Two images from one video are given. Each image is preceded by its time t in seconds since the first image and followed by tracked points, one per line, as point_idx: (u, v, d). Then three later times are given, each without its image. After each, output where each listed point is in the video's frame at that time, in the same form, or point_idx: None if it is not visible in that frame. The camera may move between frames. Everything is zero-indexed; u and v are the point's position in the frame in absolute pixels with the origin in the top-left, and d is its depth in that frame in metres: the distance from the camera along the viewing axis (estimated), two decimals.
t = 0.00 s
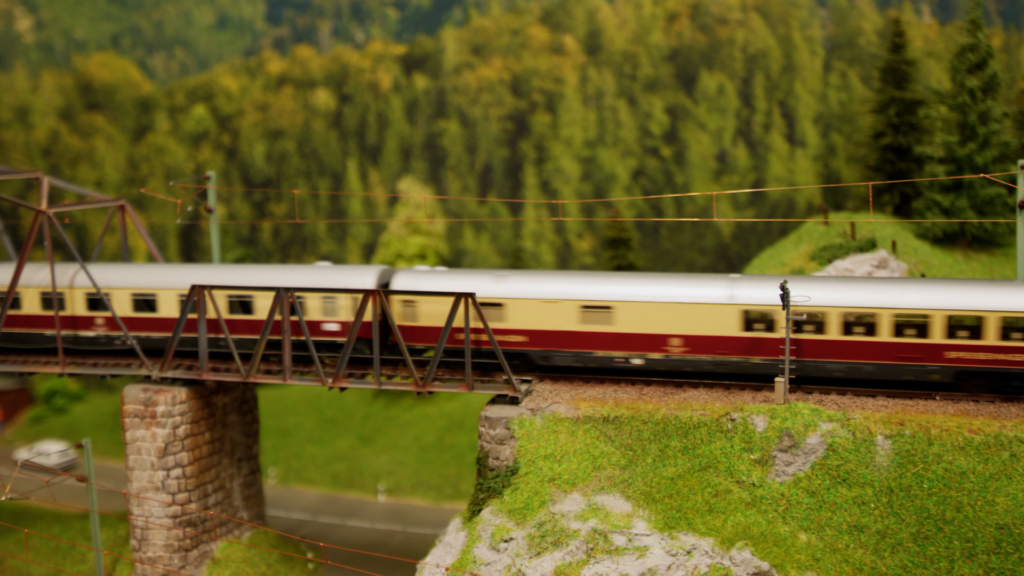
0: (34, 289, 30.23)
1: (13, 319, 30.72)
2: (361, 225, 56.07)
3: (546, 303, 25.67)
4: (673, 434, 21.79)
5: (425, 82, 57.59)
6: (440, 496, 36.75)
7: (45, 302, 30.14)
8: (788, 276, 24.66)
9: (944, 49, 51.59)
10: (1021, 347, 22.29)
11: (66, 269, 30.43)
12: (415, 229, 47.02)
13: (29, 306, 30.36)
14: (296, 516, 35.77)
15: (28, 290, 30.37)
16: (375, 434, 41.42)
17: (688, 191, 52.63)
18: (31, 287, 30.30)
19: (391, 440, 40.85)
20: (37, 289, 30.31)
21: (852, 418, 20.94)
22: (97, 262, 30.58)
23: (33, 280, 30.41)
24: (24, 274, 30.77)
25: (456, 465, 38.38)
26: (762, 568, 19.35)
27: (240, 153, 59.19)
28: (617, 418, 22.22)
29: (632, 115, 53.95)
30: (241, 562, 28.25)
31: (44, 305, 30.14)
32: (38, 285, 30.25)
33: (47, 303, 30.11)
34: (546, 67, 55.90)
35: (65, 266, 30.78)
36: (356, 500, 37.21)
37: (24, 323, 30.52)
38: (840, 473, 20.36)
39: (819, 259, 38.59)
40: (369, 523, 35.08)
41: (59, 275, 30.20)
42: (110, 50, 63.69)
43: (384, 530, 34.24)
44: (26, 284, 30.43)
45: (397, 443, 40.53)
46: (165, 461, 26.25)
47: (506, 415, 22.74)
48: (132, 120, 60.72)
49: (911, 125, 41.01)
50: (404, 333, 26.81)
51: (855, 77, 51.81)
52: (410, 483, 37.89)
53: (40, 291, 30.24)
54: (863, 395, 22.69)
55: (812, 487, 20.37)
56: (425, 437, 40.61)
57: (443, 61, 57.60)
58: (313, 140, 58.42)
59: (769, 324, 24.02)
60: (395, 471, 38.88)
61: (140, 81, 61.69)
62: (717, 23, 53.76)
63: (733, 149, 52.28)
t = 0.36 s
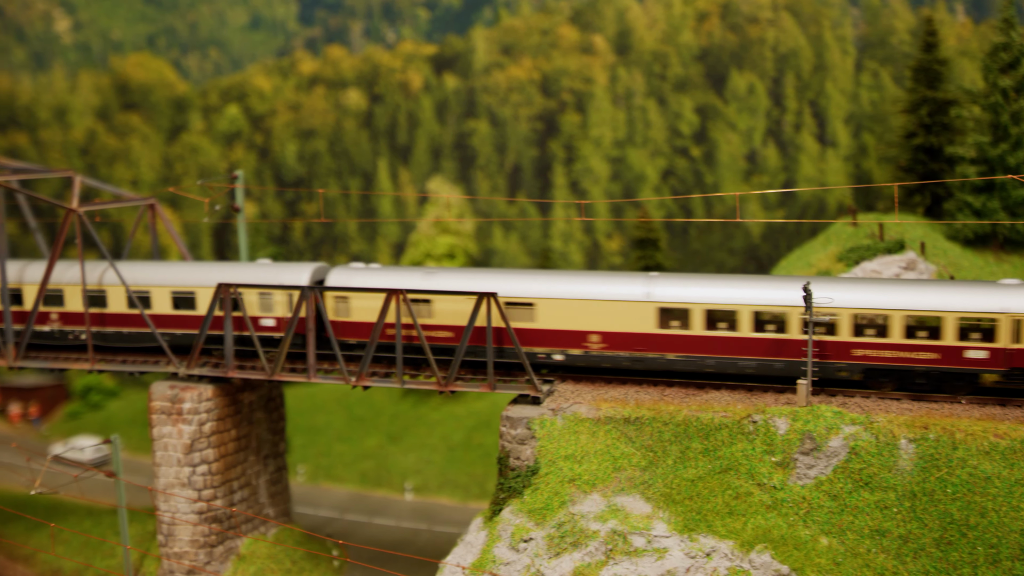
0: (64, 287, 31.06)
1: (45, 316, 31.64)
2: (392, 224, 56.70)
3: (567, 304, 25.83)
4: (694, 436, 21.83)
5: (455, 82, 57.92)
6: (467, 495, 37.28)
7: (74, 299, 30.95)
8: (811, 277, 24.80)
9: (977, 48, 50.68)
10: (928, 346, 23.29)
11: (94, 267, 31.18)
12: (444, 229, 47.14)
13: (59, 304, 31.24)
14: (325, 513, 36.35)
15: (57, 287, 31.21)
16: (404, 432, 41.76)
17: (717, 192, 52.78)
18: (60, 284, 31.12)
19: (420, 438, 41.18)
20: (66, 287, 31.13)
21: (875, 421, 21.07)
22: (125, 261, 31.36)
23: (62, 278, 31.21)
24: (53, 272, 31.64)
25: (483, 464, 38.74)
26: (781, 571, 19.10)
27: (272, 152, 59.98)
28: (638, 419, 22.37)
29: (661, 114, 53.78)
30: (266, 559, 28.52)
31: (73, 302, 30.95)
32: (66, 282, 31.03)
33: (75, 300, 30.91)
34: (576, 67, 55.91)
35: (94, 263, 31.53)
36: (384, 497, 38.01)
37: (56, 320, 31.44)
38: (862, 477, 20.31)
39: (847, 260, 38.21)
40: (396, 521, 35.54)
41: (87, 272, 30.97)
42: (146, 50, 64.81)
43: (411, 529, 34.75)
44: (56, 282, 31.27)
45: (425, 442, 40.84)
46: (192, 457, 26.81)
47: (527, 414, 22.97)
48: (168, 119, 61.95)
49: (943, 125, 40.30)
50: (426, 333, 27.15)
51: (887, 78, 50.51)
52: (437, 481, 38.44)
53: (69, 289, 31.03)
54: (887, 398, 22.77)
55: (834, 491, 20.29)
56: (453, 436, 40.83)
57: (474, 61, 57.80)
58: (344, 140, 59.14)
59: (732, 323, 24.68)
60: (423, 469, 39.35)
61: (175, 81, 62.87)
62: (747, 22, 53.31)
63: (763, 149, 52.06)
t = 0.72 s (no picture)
0: (99, 284, 31.92)
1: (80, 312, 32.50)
2: (425, 223, 57.15)
3: (595, 304, 26.04)
4: (721, 437, 21.83)
5: (489, 82, 58.26)
6: (499, 494, 37.61)
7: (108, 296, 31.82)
8: (840, 277, 24.68)
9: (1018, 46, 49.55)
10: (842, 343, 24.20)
11: (127, 265, 32.02)
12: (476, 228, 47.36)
13: (94, 301, 32.11)
14: (356, 511, 36.79)
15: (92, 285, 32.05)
16: (436, 430, 42.12)
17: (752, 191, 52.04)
18: (95, 282, 31.96)
19: (452, 437, 41.46)
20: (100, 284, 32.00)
21: (904, 424, 20.90)
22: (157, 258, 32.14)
23: (97, 276, 32.08)
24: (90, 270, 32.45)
25: (514, 463, 38.94)
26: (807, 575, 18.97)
27: (308, 152, 60.79)
28: (665, 420, 22.42)
29: (695, 114, 53.57)
30: (296, 555, 29.07)
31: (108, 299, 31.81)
32: (101, 280, 31.89)
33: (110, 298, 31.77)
34: (609, 67, 55.84)
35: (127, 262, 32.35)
36: (415, 496, 38.38)
37: (90, 317, 32.29)
38: (891, 480, 20.12)
39: (879, 261, 37.73)
40: (426, 520, 35.87)
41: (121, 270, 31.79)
42: (185, 51, 66.07)
43: (441, 527, 35.12)
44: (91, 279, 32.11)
45: (458, 441, 41.12)
46: (223, 453, 27.37)
47: (554, 414, 23.06)
48: (205, 119, 63.13)
49: (981, 125, 39.49)
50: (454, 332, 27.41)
51: (924, 77, 49.73)
52: (469, 480, 38.78)
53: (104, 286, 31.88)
54: (917, 401, 22.67)
55: (862, 494, 20.13)
56: (485, 435, 41.05)
57: (508, 60, 58.13)
58: (378, 140, 59.81)
59: (770, 325, 24.65)
60: (455, 468, 39.70)
61: (213, 81, 64.10)
62: (783, 21, 52.81)
63: (797, 149, 51.59)
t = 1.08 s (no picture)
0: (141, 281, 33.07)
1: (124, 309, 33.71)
2: (465, 223, 57.60)
3: (631, 305, 26.21)
4: (759, 439, 21.85)
5: (530, 82, 58.58)
6: (536, 494, 37.87)
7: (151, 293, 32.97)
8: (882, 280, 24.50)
9: None
10: (770, 338, 25.00)
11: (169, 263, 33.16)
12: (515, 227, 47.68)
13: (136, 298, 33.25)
14: (395, 509, 37.41)
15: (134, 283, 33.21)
16: (475, 429, 42.65)
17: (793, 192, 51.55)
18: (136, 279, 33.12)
19: (490, 437, 41.91)
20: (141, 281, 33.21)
21: (945, 429, 20.82)
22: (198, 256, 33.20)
23: (139, 273, 33.25)
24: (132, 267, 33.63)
25: (551, 463, 39.22)
26: None
27: (350, 151, 61.79)
28: (702, 421, 22.52)
29: (737, 114, 53.12)
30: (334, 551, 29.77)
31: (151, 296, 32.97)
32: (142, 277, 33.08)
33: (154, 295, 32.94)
34: (650, 66, 55.68)
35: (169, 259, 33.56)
36: (456, 494, 38.82)
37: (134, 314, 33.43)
38: (932, 484, 19.94)
39: (922, 263, 37.02)
40: (465, 519, 36.29)
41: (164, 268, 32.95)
42: (230, 52, 67.76)
43: (479, 526, 35.53)
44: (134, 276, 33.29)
45: (496, 441, 41.57)
46: (264, 449, 28.10)
47: (591, 415, 23.28)
48: (250, 119, 64.51)
49: None
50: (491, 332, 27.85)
51: (971, 76, 48.57)
52: (507, 480, 39.11)
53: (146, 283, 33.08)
54: (958, 404, 22.52)
55: (902, 498, 19.94)
56: (523, 435, 41.40)
57: (548, 60, 58.39)
58: (420, 139, 60.55)
59: (805, 326, 24.59)
60: (493, 467, 40.09)
61: (257, 81, 65.49)
62: (826, 20, 52.01)
63: (840, 149, 50.82)
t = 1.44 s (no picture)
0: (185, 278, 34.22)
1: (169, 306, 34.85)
2: (504, 222, 57.80)
3: (669, 304, 26.31)
4: (800, 441, 21.84)
5: (570, 81, 58.81)
6: (574, 494, 38.10)
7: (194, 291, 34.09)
8: (926, 281, 24.20)
9: None
10: (772, 336, 25.20)
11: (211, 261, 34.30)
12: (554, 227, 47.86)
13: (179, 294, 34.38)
14: (433, 507, 37.93)
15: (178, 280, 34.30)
16: (513, 429, 43.09)
17: (835, 193, 50.81)
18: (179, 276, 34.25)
19: (528, 437, 42.30)
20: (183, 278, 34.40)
21: (991, 432, 20.59)
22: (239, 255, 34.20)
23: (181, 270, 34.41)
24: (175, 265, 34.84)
25: (589, 463, 39.51)
26: None
27: (390, 150, 62.63)
28: (742, 422, 22.56)
29: (779, 114, 52.68)
30: (373, 548, 30.53)
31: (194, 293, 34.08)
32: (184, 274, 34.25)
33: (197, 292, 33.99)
34: (691, 66, 55.60)
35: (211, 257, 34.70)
36: (494, 493, 39.28)
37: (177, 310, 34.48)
38: (976, 488, 19.74)
39: (967, 265, 36.19)
40: (502, 518, 36.69)
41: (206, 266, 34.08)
42: (273, 53, 69.57)
43: (517, 525, 35.92)
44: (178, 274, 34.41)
45: (533, 440, 41.94)
46: (304, 447, 28.86)
47: (630, 415, 23.47)
48: (291, 118, 65.80)
49: None
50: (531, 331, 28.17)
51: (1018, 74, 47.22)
52: (544, 480, 39.42)
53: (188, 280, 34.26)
54: (1005, 407, 22.12)
55: (945, 502, 19.80)
56: (563, 434, 41.81)
57: (588, 59, 58.58)
58: (460, 138, 61.09)
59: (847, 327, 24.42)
60: (531, 466, 40.50)
61: (299, 81, 66.98)
62: (869, 18, 51.04)
63: (883, 149, 49.93)
